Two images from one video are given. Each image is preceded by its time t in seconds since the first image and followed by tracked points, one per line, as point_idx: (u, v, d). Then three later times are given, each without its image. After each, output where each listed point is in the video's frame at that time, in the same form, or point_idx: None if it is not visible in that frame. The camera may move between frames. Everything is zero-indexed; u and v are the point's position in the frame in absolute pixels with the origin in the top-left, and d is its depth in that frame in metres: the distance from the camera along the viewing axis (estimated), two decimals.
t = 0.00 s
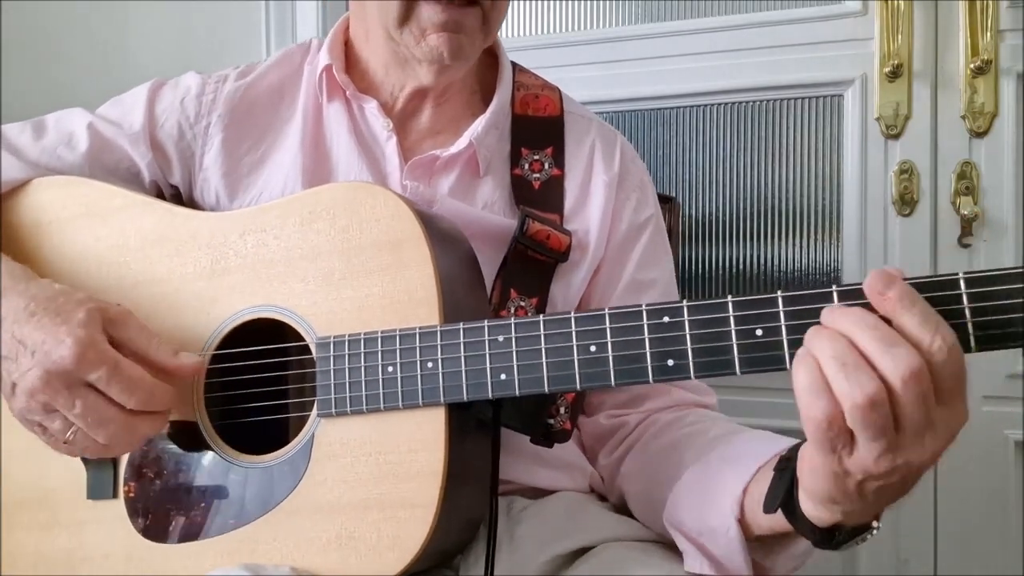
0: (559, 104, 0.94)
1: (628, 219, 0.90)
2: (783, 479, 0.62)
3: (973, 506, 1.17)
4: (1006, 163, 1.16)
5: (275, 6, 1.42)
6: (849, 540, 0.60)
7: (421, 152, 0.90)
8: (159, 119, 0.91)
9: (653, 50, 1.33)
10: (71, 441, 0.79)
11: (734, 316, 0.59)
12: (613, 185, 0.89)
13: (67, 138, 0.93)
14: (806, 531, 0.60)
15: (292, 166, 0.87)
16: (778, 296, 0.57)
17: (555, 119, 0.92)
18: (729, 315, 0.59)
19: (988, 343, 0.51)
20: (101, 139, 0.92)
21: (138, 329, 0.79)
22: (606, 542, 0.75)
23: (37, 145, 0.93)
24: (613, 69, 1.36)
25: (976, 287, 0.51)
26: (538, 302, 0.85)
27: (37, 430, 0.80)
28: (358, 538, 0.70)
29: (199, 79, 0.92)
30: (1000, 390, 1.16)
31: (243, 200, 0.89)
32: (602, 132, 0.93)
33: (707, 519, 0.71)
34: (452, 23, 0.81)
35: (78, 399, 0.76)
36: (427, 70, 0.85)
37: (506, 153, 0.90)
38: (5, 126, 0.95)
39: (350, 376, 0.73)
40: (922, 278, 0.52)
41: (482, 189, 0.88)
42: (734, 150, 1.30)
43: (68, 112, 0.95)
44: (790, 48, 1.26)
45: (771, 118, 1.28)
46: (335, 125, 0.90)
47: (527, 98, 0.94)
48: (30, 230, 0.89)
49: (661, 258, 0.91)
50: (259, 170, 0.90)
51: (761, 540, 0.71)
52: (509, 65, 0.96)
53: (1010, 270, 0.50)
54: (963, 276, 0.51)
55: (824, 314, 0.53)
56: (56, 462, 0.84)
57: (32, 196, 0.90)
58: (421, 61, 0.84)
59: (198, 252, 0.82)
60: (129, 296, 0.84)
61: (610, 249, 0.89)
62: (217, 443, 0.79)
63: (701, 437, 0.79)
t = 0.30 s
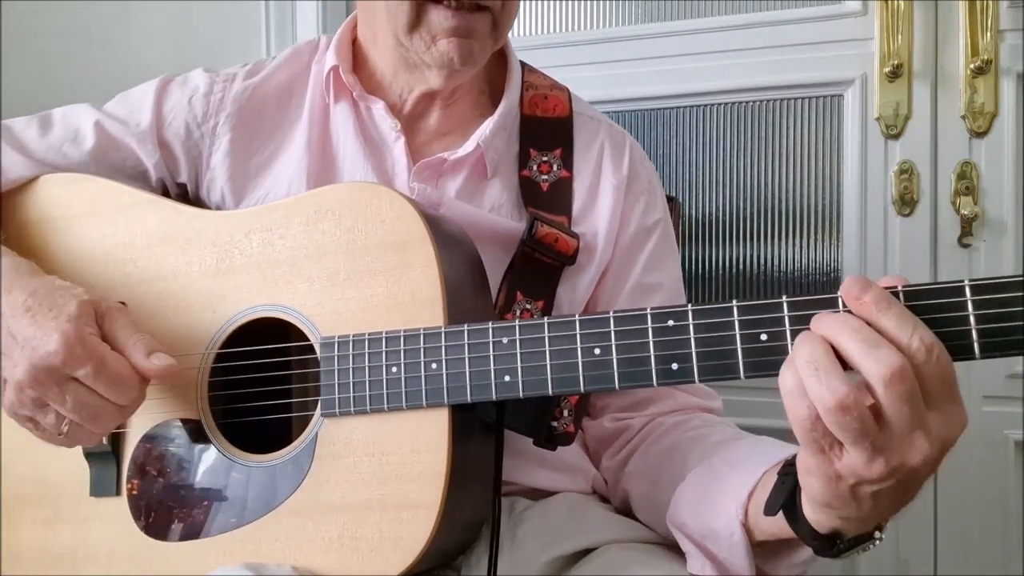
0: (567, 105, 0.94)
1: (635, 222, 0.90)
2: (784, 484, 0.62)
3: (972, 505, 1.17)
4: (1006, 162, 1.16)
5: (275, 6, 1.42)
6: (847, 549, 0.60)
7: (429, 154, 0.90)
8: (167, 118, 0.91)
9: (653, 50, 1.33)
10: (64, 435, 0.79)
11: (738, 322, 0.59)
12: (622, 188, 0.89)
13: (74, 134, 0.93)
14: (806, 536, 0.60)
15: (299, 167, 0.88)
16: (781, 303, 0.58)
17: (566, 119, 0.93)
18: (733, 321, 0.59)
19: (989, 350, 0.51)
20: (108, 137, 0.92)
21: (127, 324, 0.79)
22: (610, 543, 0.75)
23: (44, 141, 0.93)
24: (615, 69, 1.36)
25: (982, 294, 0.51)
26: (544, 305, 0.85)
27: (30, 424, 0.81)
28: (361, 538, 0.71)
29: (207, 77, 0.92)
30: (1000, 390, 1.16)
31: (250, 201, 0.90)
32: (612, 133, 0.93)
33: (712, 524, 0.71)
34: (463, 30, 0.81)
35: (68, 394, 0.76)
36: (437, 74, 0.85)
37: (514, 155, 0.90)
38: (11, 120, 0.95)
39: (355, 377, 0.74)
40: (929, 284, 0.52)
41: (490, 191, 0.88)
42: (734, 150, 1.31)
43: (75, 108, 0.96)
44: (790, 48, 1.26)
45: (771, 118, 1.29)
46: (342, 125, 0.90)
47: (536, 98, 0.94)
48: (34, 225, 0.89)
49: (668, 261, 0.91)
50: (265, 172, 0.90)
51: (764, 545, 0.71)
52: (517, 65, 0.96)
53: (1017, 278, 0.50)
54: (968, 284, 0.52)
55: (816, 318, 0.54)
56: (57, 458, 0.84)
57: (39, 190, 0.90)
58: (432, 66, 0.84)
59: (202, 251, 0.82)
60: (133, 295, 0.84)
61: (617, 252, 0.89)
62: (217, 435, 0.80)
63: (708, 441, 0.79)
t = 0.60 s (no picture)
0: (565, 106, 0.95)
1: (633, 221, 0.90)
2: (779, 476, 0.62)
3: (972, 505, 1.17)
4: (1006, 162, 1.16)
5: (275, 6, 1.42)
6: (844, 541, 0.60)
7: (428, 155, 0.90)
8: (167, 120, 0.91)
9: (653, 50, 1.33)
10: (56, 419, 0.79)
11: (735, 314, 0.59)
12: (620, 188, 0.89)
13: (76, 136, 0.93)
14: (801, 530, 0.61)
15: (298, 168, 0.88)
16: (778, 295, 0.58)
17: (563, 121, 0.93)
18: (730, 313, 0.59)
19: (984, 340, 0.52)
20: (109, 140, 0.92)
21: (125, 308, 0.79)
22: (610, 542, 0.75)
23: (46, 143, 0.93)
24: (614, 69, 1.36)
25: (976, 284, 0.52)
26: (542, 304, 0.85)
27: (24, 411, 0.80)
28: (360, 535, 0.71)
29: (207, 79, 0.92)
30: (1000, 390, 1.16)
31: (251, 201, 0.90)
32: (610, 134, 0.93)
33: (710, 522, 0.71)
34: (463, 29, 0.81)
35: (60, 372, 0.76)
36: (437, 74, 0.86)
37: (512, 155, 0.90)
38: (14, 124, 0.96)
39: (354, 374, 0.74)
40: (924, 275, 0.53)
41: (489, 191, 0.88)
42: (734, 150, 1.31)
43: (77, 112, 0.96)
44: (790, 48, 1.26)
45: (771, 118, 1.29)
46: (342, 126, 0.90)
47: (535, 100, 0.94)
48: (35, 227, 0.89)
49: (666, 261, 0.91)
50: (266, 173, 0.90)
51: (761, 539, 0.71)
52: (516, 67, 0.96)
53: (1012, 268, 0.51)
54: (961, 276, 0.52)
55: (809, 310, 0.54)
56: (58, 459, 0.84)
57: (40, 193, 0.90)
58: (432, 66, 0.84)
59: (202, 250, 0.83)
60: (134, 294, 0.84)
61: (616, 251, 0.89)
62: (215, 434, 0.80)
63: (705, 439, 0.79)
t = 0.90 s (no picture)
0: (559, 105, 0.94)
1: (627, 219, 0.90)
2: (772, 474, 0.62)
3: (973, 505, 1.17)
4: (1006, 162, 1.16)
5: (275, 6, 1.43)
6: (839, 535, 0.60)
7: (422, 155, 0.90)
8: (163, 125, 0.91)
9: (653, 50, 1.33)
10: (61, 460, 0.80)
11: (725, 309, 0.59)
12: (612, 186, 0.89)
13: (73, 143, 0.93)
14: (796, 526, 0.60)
15: (293, 169, 0.88)
16: (768, 288, 0.58)
17: (556, 120, 0.93)
18: (721, 308, 0.59)
19: (974, 331, 0.51)
20: (107, 146, 0.92)
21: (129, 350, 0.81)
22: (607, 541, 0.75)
23: (43, 150, 0.93)
24: (613, 70, 1.36)
25: (968, 275, 0.51)
26: (537, 301, 0.85)
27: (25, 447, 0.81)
28: (355, 534, 0.71)
29: (202, 83, 0.93)
30: (1000, 391, 1.16)
31: (247, 202, 0.90)
32: (602, 133, 0.93)
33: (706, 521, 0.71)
34: (456, 27, 0.81)
35: (67, 423, 0.77)
36: (428, 72, 0.86)
37: (506, 155, 0.90)
38: (10, 133, 0.95)
39: (348, 373, 0.74)
40: (914, 266, 0.52)
41: (482, 191, 0.88)
42: (734, 150, 1.31)
43: (74, 119, 0.96)
44: (791, 48, 1.26)
45: (771, 118, 1.28)
46: (336, 128, 0.90)
47: (527, 100, 0.94)
48: (33, 234, 0.90)
49: (660, 258, 0.91)
50: (262, 175, 0.90)
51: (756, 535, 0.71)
52: (508, 67, 0.96)
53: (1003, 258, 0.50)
54: (951, 266, 0.52)
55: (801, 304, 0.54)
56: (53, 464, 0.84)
57: (38, 200, 0.90)
58: (424, 63, 0.84)
59: (198, 252, 0.83)
60: (132, 297, 0.85)
61: (610, 249, 0.89)
62: (212, 436, 0.80)
63: (700, 436, 0.79)
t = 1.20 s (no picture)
0: (555, 105, 0.94)
1: (624, 218, 0.90)
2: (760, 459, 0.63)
3: (973, 505, 1.17)
4: (1006, 162, 1.16)
5: (275, 6, 1.43)
6: (829, 519, 0.60)
7: (418, 156, 0.90)
8: (158, 129, 0.91)
9: (653, 51, 1.33)
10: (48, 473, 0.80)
11: (721, 302, 0.59)
12: (609, 185, 0.89)
13: (68, 147, 0.93)
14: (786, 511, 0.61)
15: (289, 172, 0.88)
16: (763, 281, 0.58)
17: (552, 120, 0.93)
18: (717, 301, 0.59)
19: (967, 321, 0.51)
20: (102, 150, 0.92)
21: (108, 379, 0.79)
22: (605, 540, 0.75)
23: (38, 154, 0.93)
24: (612, 71, 1.36)
25: (964, 265, 0.51)
26: (534, 301, 0.85)
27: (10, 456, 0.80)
28: (354, 534, 0.71)
29: (198, 87, 0.92)
30: (1000, 390, 1.15)
31: (244, 204, 0.90)
32: (599, 132, 0.93)
33: (703, 514, 0.71)
34: (453, 34, 0.81)
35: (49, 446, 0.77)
36: (426, 77, 0.86)
37: (502, 157, 0.90)
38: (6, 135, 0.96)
39: (345, 372, 0.74)
40: (906, 258, 0.52)
41: (479, 191, 0.88)
42: (734, 150, 1.31)
43: (68, 122, 0.96)
44: (790, 48, 1.26)
45: (771, 118, 1.28)
46: (331, 132, 0.90)
47: (523, 99, 0.94)
48: (29, 237, 0.90)
49: (660, 256, 0.91)
50: (259, 178, 0.90)
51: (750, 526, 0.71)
52: (504, 67, 0.96)
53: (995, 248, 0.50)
54: (946, 257, 0.51)
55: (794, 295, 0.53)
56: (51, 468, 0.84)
57: (33, 204, 0.90)
58: (424, 72, 0.84)
59: (196, 253, 0.83)
60: (130, 299, 0.85)
61: (608, 247, 0.89)
62: (211, 437, 0.80)
63: (694, 430, 0.79)
